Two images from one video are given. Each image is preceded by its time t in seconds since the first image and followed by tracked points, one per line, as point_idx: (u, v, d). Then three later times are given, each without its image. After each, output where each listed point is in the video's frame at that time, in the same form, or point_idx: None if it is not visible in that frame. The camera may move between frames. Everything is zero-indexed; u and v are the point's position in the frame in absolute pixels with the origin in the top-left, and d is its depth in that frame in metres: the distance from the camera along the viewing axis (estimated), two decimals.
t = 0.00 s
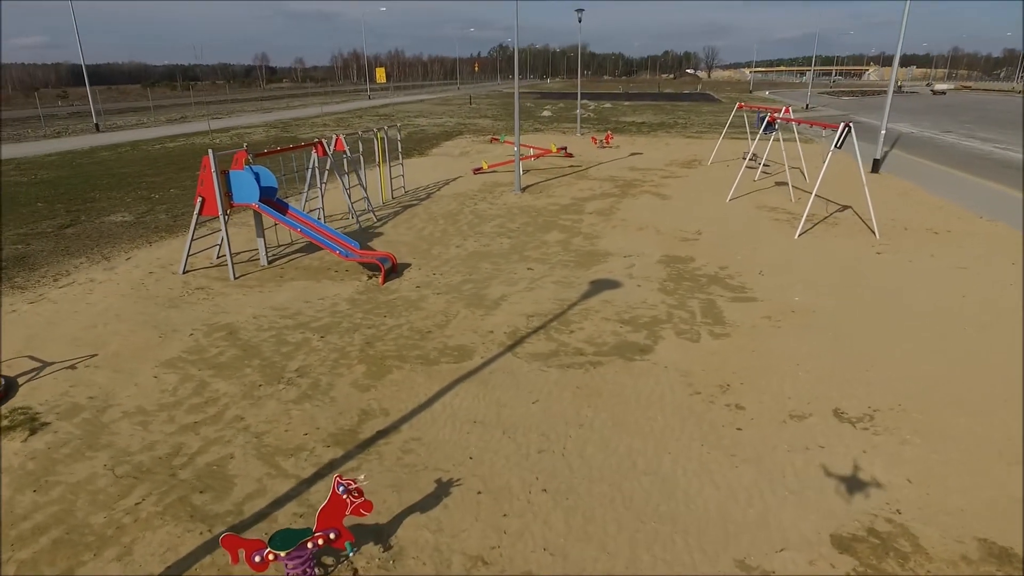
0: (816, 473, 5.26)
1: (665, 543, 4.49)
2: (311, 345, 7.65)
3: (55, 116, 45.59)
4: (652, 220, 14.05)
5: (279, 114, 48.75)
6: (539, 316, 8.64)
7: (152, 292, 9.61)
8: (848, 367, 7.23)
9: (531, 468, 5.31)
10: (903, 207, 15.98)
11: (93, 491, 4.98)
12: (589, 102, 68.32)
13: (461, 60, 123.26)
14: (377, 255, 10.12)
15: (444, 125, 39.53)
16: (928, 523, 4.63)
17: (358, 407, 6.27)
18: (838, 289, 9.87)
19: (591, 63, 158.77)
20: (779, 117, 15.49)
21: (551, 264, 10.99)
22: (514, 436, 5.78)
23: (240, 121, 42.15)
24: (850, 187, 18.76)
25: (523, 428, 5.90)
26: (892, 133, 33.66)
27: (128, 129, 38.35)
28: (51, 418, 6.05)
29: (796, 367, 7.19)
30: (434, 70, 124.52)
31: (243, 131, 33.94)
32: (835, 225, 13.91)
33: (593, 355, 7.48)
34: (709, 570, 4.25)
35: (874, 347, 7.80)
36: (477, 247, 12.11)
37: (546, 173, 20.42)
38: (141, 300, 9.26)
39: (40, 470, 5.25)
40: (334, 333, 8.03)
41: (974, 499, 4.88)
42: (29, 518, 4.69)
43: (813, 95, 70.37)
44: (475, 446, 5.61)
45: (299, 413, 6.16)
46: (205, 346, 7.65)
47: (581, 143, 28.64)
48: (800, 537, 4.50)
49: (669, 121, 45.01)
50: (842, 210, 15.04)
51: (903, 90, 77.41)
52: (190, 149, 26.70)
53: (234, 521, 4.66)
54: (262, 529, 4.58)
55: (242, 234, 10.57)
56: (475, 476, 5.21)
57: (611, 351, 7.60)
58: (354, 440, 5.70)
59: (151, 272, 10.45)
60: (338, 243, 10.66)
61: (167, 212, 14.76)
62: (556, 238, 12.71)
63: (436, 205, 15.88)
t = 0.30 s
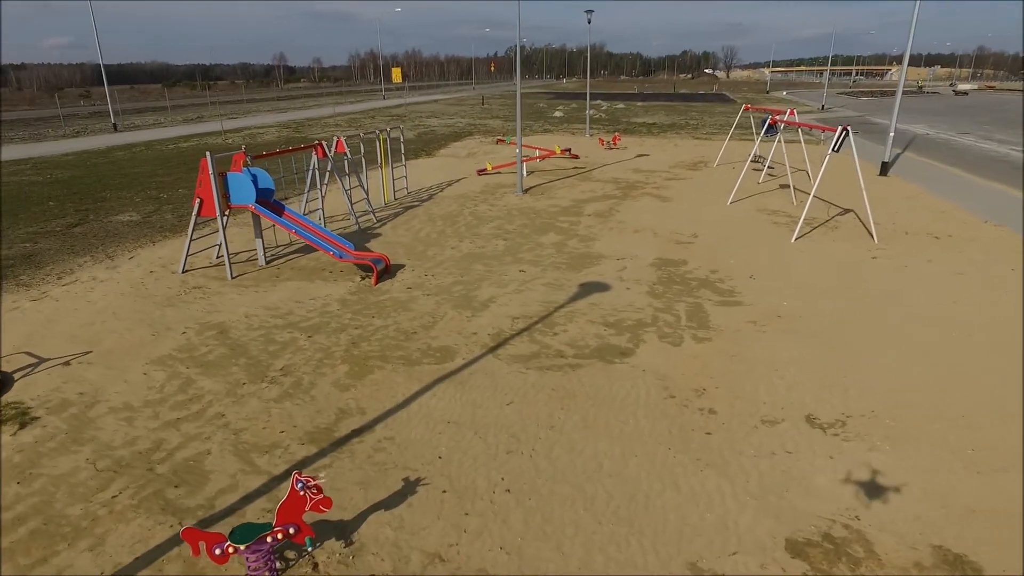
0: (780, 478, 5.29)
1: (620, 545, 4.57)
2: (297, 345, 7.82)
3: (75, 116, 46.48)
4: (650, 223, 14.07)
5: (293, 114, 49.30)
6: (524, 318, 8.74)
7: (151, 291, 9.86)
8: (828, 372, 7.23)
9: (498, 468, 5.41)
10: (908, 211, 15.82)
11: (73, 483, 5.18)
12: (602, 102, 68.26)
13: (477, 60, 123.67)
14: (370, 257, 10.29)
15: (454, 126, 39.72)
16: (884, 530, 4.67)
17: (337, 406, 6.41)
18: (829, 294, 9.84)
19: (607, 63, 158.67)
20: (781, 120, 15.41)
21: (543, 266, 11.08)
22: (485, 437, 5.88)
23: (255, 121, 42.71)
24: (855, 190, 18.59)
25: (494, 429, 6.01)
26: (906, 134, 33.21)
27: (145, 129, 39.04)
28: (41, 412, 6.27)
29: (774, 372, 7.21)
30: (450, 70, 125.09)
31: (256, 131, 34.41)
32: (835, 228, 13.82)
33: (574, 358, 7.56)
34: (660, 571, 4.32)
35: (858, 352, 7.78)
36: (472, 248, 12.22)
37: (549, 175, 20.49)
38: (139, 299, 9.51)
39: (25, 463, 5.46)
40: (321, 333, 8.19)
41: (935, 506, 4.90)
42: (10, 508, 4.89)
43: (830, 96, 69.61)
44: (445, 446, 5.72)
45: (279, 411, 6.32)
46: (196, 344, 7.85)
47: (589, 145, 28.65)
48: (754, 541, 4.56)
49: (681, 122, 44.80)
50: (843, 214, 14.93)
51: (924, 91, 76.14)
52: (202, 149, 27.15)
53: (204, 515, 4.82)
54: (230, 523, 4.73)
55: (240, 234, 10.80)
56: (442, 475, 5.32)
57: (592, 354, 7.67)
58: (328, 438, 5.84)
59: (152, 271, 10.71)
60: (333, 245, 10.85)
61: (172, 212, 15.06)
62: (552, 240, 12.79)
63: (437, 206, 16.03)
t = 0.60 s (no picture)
0: (748, 480, 5.36)
1: (581, 541, 4.68)
2: (289, 343, 8.03)
3: (98, 115, 47.41)
4: (650, 225, 14.10)
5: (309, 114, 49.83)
6: (514, 319, 8.86)
7: (155, 289, 10.15)
8: (810, 376, 7.24)
9: (470, 465, 5.55)
10: (914, 214, 15.65)
11: (64, 472, 5.42)
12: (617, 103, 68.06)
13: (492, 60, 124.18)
14: (366, 257, 10.48)
15: (466, 126, 39.89)
16: (844, 533, 4.73)
17: (321, 403, 6.60)
18: (822, 297, 9.81)
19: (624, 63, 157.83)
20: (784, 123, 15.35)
21: (538, 268, 11.19)
22: (462, 435, 6.02)
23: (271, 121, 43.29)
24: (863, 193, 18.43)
25: (471, 427, 6.14)
26: (923, 136, 32.71)
27: (164, 129, 39.76)
28: (39, 404, 6.55)
29: (755, 375, 7.26)
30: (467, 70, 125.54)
31: (270, 131, 34.89)
32: (837, 231, 13.74)
33: (557, 359, 7.67)
34: (617, 569, 4.43)
35: (844, 357, 7.78)
36: (471, 249, 12.37)
37: (555, 176, 20.56)
38: (143, 296, 9.80)
39: (20, 452, 5.73)
40: (314, 331, 8.40)
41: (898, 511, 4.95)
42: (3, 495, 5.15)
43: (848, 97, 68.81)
44: (421, 443, 5.88)
45: (265, 406, 6.52)
46: (192, 341, 8.10)
47: (598, 146, 28.65)
48: (713, 541, 4.64)
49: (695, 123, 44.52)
50: (848, 217, 14.82)
51: (947, 90, 74.70)
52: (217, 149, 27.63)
53: (183, 506, 5.03)
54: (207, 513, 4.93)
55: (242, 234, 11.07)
56: (415, 471, 5.47)
57: (576, 355, 7.78)
58: (310, 434, 6.02)
59: (157, 269, 11.01)
60: (332, 245, 11.07)
61: (182, 211, 15.41)
62: (550, 241, 12.90)
63: (440, 206, 16.20)
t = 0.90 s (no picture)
0: (716, 480, 5.45)
1: (545, 535, 4.81)
2: (284, 339, 8.26)
3: (121, 113, 48.45)
4: (651, 227, 14.15)
5: (326, 113, 50.39)
6: (505, 318, 9.00)
7: (161, 284, 10.47)
8: (792, 379, 7.28)
9: (446, 460, 5.71)
10: (922, 217, 15.47)
11: (59, 459, 5.68)
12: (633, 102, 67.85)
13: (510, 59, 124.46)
14: (365, 255, 10.69)
15: (480, 126, 40.07)
16: (805, 533, 4.80)
17: (308, 397, 6.81)
18: (816, 301, 9.81)
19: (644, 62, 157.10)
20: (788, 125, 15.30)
21: (535, 268, 11.31)
22: (441, 430, 6.18)
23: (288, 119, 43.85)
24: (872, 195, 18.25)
25: (451, 423, 6.31)
26: (941, 138, 32.16)
27: (183, 128, 40.50)
28: (41, 394, 6.84)
29: (737, 376, 7.32)
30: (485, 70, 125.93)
31: (286, 130, 35.41)
32: (839, 234, 13.67)
33: (543, 358, 7.80)
34: (577, 562, 4.56)
35: (830, 360, 7.80)
36: (470, 249, 12.53)
37: (562, 177, 20.64)
38: (149, 292, 10.11)
39: (19, 439, 6.01)
40: (309, 328, 8.62)
41: (862, 513, 5.01)
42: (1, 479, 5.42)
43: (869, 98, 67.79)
44: (401, 438, 6.06)
45: (254, 399, 6.75)
46: (191, 336, 8.37)
47: (609, 147, 28.64)
48: (675, 538, 4.75)
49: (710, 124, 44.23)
50: (852, 220, 14.72)
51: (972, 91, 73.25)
52: (232, 147, 28.14)
53: (168, 493, 5.25)
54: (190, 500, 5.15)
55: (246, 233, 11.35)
56: (392, 465, 5.64)
57: (562, 355, 7.90)
58: (294, 427, 6.23)
59: (164, 266, 11.34)
60: (332, 243, 11.30)
61: (193, 209, 15.78)
62: (550, 242, 13.02)
63: (444, 206, 16.38)
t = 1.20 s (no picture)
0: (687, 478, 5.53)
1: (512, 528, 4.95)
2: (279, 334, 8.48)
3: (143, 111, 49.39)
4: (652, 228, 14.19)
5: (343, 112, 50.91)
6: (496, 317, 9.14)
7: (166, 280, 10.77)
8: (776, 380, 7.32)
9: (424, 453, 5.86)
10: (930, 220, 15.29)
11: (55, 445, 5.94)
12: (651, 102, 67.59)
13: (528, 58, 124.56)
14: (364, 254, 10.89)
15: (493, 126, 40.22)
16: (768, 532, 4.88)
17: (297, 391, 7.01)
18: (809, 303, 9.81)
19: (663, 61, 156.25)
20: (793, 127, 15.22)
21: (532, 267, 11.43)
22: (422, 425, 6.34)
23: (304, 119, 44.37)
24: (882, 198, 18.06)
25: (432, 418, 6.46)
26: (960, 140, 31.60)
27: (202, 126, 41.20)
28: (43, 384, 7.13)
29: (721, 377, 7.37)
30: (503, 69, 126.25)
31: (301, 129, 35.89)
32: (842, 237, 13.59)
33: (530, 356, 7.93)
34: (540, 554, 4.68)
35: (816, 362, 7.82)
36: (470, 248, 12.67)
37: (569, 177, 20.71)
38: (154, 287, 10.41)
39: (19, 426, 6.28)
40: (304, 324, 8.83)
41: (827, 513, 5.08)
42: None
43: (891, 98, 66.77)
44: (383, 431, 6.22)
45: (245, 392, 6.96)
46: (191, 330, 8.63)
47: (619, 147, 28.61)
48: (639, 534, 4.85)
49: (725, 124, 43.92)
50: (857, 223, 14.63)
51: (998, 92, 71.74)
52: (248, 146, 28.61)
53: (155, 480, 5.48)
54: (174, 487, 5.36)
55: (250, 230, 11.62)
56: (370, 457, 5.81)
57: (549, 353, 8.02)
58: (280, 419, 6.42)
59: (171, 262, 11.65)
60: (333, 241, 11.52)
61: (203, 206, 16.12)
62: (550, 242, 13.13)
63: (449, 205, 16.55)
